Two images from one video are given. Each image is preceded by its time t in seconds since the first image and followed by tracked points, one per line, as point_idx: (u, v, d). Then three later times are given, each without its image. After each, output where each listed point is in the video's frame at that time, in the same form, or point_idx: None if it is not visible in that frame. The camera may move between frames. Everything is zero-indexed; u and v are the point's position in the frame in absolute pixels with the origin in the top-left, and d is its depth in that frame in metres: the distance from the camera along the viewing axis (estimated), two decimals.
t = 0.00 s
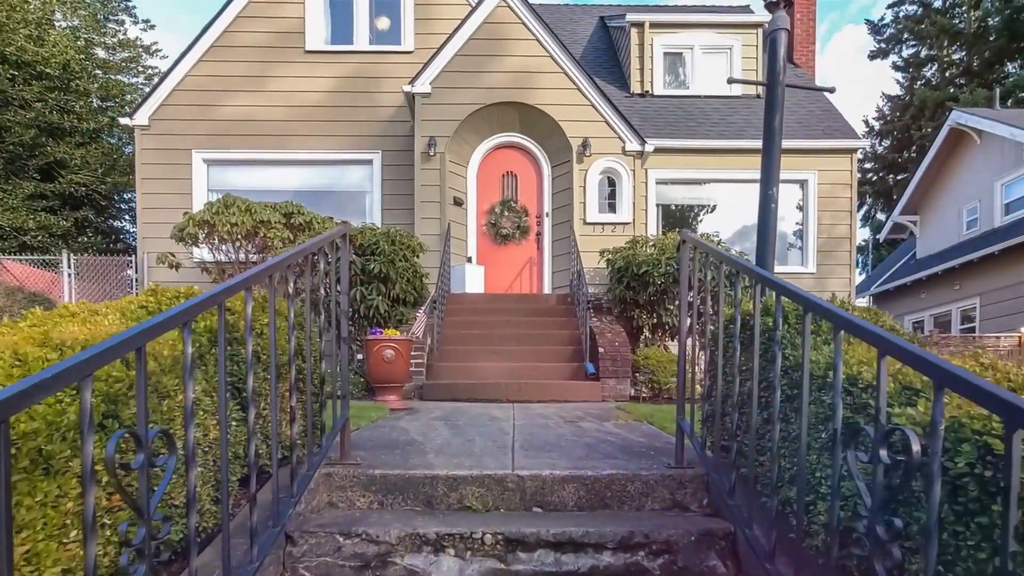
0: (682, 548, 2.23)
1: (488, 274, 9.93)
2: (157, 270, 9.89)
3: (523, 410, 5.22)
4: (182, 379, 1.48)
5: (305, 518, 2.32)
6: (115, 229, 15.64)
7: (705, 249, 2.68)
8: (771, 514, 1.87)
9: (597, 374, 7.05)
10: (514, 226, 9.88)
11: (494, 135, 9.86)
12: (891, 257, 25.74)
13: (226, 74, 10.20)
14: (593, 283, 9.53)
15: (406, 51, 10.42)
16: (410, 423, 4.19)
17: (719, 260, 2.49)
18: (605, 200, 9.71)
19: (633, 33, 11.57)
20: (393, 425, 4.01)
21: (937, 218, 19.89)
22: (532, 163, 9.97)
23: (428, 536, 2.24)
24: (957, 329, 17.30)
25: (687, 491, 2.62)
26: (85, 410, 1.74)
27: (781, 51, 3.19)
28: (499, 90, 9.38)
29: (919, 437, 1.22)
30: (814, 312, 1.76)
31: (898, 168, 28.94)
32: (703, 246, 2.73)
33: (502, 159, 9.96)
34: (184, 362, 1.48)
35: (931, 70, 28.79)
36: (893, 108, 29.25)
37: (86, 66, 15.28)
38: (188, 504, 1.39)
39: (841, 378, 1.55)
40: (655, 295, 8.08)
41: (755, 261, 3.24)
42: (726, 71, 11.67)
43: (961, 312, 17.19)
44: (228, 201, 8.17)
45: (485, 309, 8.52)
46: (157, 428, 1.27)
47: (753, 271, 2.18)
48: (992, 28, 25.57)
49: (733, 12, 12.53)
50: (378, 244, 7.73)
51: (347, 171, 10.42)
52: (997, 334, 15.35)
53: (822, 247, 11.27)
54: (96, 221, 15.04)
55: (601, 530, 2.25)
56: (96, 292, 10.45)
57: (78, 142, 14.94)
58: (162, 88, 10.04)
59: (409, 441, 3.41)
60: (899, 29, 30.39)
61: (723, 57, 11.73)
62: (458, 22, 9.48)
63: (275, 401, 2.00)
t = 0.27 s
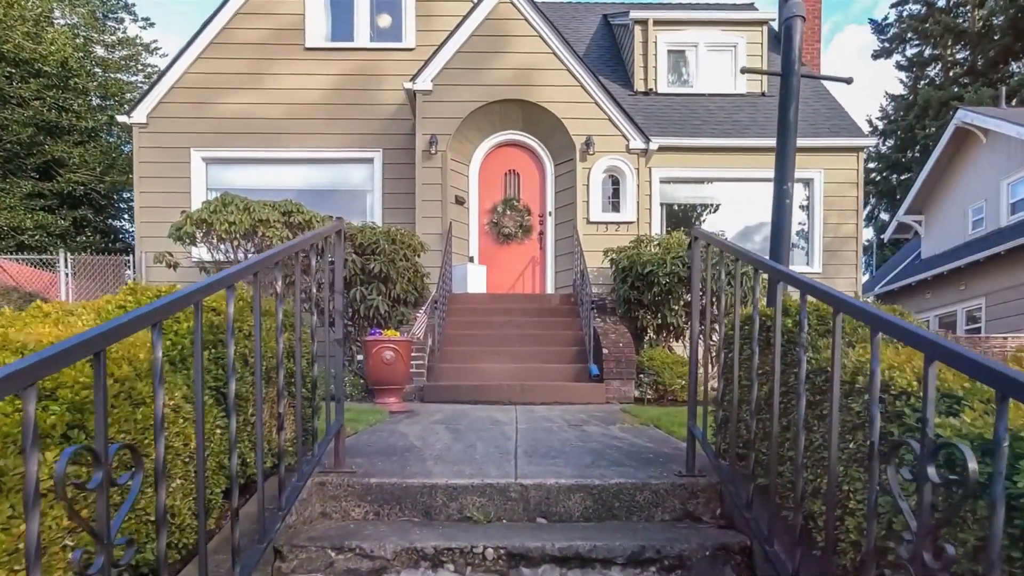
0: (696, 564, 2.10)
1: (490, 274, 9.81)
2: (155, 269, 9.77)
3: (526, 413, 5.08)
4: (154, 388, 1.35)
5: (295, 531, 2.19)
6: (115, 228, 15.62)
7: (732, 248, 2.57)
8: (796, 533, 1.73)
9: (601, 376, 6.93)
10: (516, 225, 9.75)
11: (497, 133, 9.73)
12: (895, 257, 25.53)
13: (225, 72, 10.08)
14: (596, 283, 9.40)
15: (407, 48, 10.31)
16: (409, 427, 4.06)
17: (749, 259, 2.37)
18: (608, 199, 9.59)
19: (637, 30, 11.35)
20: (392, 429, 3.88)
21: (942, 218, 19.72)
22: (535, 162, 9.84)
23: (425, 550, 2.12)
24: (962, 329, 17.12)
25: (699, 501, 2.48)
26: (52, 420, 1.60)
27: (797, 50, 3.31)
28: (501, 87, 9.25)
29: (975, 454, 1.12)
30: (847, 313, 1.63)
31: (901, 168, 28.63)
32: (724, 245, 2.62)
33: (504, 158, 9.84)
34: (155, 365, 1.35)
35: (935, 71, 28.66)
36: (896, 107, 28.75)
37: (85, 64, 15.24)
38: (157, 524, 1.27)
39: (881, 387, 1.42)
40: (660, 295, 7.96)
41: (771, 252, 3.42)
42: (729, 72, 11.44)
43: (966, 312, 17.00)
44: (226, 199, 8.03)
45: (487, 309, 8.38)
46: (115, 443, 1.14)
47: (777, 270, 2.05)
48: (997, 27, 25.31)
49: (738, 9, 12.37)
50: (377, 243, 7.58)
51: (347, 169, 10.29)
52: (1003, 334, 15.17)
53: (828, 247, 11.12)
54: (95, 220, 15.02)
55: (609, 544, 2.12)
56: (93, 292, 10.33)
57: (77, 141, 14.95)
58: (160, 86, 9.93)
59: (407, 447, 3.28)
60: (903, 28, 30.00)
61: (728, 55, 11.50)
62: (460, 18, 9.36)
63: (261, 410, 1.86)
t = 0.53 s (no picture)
0: None
1: (493, 275, 9.69)
2: (154, 270, 9.66)
3: (528, 418, 4.95)
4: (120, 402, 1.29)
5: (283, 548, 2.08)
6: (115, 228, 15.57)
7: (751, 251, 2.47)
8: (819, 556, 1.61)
9: (605, 378, 6.81)
10: (519, 225, 9.63)
11: (499, 131, 9.61)
12: (901, 258, 25.33)
13: (225, 70, 9.97)
14: (600, 284, 9.28)
15: (409, 47, 10.19)
16: (407, 433, 3.94)
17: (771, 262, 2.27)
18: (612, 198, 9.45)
19: (641, 28, 11.20)
20: (390, 435, 3.76)
21: (948, 219, 19.49)
22: (538, 161, 9.72)
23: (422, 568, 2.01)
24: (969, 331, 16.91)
25: (712, 514, 2.36)
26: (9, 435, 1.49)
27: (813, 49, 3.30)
28: (503, 85, 9.13)
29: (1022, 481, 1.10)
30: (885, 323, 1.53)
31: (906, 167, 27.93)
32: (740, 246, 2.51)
33: (507, 156, 9.71)
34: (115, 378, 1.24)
35: (939, 69, 28.06)
36: (900, 105, 28.20)
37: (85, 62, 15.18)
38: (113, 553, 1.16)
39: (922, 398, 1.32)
40: (665, 295, 7.82)
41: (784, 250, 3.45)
42: (735, 67, 11.28)
43: (972, 314, 16.72)
44: (224, 198, 7.92)
45: (489, 311, 8.25)
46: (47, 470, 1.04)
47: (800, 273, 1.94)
48: (1004, 25, 25.05)
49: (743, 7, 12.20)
50: (378, 243, 7.45)
51: (348, 168, 10.17)
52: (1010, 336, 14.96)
53: (835, 247, 10.96)
54: (95, 220, 14.97)
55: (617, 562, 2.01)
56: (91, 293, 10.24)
57: (76, 140, 14.91)
58: (159, 84, 9.83)
59: (405, 455, 3.16)
60: (908, 28, 29.47)
61: (733, 53, 11.34)
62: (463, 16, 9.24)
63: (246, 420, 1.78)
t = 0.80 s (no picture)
0: None
1: (496, 275, 9.56)
2: (153, 270, 9.56)
3: (532, 424, 4.80)
4: (63, 425, 1.14)
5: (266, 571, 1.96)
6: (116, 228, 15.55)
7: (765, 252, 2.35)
8: None
9: (610, 382, 6.68)
10: (523, 225, 9.50)
11: (503, 130, 9.48)
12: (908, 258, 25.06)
13: (225, 69, 9.87)
14: (605, 285, 9.14)
15: (412, 44, 10.07)
16: (405, 441, 3.81)
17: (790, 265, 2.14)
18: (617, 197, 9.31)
19: (646, 26, 11.05)
20: (387, 444, 3.63)
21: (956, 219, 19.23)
22: (542, 160, 9.59)
23: None
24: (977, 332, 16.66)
25: (725, 533, 2.22)
26: None
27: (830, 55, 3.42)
28: (506, 83, 9.00)
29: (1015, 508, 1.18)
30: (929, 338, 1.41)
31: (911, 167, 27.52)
32: (755, 247, 2.39)
33: (510, 155, 9.57)
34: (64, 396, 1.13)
35: (947, 68, 27.88)
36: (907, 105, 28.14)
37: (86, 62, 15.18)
38: None
39: (973, 421, 1.25)
40: (670, 296, 7.68)
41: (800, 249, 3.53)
42: (742, 64, 11.11)
43: (981, 315, 16.48)
44: (224, 198, 7.81)
45: (491, 312, 8.12)
46: None
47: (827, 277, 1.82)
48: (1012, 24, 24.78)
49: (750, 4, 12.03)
50: (379, 244, 7.33)
51: (350, 168, 10.05)
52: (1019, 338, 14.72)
53: (844, 248, 10.78)
54: (96, 220, 14.95)
55: None
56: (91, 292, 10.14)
57: (77, 140, 14.90)
58: (159, 83, 9.73)
59: (402, 466, 3.03)
60: (915, 26, 29.36)
61: (740, 51, 11.17)
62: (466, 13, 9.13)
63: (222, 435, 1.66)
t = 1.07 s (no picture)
0: None
1: (499, 277, 9.43)
2: (154, 271, 9.45)
3: (535, 432, 4.67)
4: None
5: None
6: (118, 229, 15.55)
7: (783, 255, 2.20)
8: None
9: (614, 387, 6.56)
10: (526, 226, 9.36)
11: (507, 130, 9.36)
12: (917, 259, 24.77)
13: (226, 68, 9.77)
14: (610, 287, 8.99)
15: (415, 43, 9.95)
16: (404, 451, 3.69)
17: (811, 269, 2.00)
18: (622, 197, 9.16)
19: (652, 24, 10.91)
20: (385, 454, 3.51)
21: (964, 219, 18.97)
22: (546, 160, 9.45)
23: None
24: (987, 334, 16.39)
25: (740, 557, 2.09)
26: None
27: (850, 59, 3.43)
28: (511, 81, 8.87)
29: None
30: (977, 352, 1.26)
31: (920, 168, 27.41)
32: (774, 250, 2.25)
33: (514, 155, 9.45)
34: None
35: (956, 67, 27.57)
36: (914, 105, 27.91)
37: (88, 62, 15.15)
38: None
39: None
40: (677, 298, 7.53)
41: (822, 251, 3.58)
42: (750, 63, 10.93)
43: (991, 316, 16.20)
44: (223, 198, 7.70)
45: (495, 314, 7.99)
46: None
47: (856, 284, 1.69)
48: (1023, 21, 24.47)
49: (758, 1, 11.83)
50: (380, 245, 7.21)
51: (352, 168, 9.93)
52: None
53: (854, 249, 10.59)
54: (98, 221, 14.96)
55: None
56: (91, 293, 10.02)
57: (78, 140, 14.90)
58: (160, 82, 9.64)
59: (400, 480, 2.91)
60: (924, 25, 29.11)
61: (747, 49, 10.99)
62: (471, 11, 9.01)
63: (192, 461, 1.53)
